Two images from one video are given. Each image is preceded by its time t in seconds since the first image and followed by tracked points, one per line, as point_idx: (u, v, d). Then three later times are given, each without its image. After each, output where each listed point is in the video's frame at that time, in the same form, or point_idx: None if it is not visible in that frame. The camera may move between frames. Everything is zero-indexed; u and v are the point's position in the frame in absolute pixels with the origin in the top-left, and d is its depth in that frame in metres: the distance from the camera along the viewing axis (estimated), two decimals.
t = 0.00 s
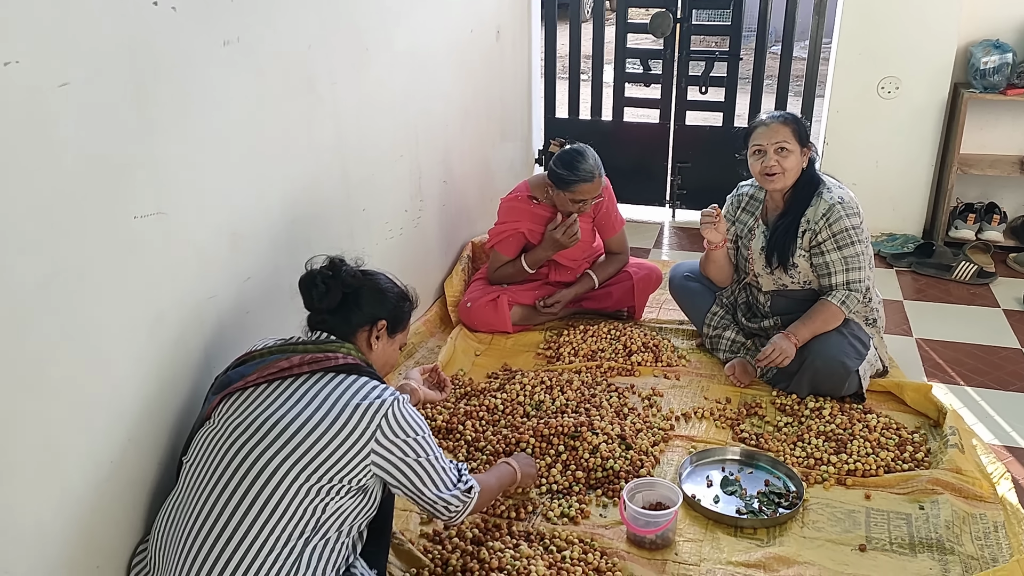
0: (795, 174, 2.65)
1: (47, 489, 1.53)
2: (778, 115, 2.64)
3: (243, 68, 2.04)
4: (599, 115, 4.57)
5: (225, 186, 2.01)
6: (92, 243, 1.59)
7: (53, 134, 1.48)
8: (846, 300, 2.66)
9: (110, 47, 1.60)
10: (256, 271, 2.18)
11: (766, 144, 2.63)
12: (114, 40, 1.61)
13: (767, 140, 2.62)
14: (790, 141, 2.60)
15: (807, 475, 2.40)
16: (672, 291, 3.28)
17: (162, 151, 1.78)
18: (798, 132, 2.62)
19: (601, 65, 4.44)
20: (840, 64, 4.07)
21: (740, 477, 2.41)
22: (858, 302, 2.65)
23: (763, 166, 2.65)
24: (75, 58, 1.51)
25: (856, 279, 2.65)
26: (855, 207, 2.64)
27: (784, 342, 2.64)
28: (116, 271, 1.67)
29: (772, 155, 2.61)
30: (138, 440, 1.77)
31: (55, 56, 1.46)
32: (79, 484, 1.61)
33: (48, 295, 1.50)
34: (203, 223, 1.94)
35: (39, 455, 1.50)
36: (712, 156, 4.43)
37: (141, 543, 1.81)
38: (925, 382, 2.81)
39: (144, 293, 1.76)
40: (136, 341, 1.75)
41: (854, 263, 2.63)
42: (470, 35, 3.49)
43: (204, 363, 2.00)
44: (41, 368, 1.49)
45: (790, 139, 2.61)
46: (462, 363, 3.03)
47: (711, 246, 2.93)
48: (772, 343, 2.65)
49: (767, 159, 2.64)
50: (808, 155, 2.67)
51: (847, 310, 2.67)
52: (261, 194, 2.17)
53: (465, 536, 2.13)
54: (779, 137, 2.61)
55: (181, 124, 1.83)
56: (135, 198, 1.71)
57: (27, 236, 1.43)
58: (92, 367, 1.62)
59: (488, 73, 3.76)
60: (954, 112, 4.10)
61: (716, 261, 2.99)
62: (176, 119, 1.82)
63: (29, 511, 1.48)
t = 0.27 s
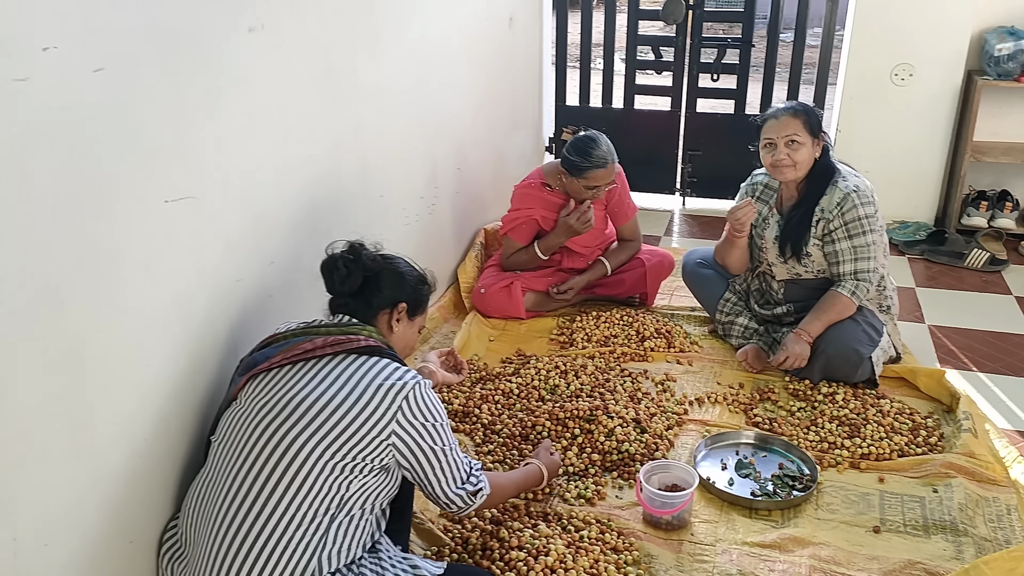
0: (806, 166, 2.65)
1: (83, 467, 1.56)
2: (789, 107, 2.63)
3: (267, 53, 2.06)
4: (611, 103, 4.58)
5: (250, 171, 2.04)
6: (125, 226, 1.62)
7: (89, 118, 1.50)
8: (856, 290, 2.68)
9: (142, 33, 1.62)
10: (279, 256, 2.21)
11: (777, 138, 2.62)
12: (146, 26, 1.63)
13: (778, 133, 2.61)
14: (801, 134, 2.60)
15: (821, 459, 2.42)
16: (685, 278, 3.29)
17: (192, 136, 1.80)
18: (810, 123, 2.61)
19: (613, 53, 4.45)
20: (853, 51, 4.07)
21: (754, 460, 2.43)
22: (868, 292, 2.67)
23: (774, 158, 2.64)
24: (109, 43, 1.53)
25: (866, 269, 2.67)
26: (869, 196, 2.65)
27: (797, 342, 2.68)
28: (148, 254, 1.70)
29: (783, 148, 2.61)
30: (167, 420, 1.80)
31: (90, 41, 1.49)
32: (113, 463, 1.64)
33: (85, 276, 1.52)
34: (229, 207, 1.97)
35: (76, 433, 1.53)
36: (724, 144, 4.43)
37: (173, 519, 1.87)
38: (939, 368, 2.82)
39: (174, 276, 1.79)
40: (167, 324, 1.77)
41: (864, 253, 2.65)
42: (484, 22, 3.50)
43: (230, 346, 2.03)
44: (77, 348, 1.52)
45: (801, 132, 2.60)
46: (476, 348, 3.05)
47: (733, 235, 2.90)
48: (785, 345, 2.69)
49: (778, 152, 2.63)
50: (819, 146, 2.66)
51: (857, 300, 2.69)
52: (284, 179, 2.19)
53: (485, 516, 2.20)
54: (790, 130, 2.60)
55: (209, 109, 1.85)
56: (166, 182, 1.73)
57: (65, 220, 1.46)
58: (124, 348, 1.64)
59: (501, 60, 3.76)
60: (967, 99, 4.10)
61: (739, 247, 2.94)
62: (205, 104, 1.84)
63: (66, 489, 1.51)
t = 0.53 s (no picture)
0: (804, 161, 2.66)
1: (115, 441, 1.60)
2: (783, 104, 2.62)
3: (289, 37, 2.08)
4: (621, 89, 4.59)
5: (273, 154, 2.07)
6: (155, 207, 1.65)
7: (121, 102, 1.53)
8: (863, 275, 2.70)
9: (171, 18, 1.65)
10: (299, 238, 2.24)
11: (772, 138, 2.64)
12: (175, 10, 1.66)
13: (772, 133, 2.63)
14: (794, 134, 2.60)
15: (831, 441, 2.44)
16: (695, 263, 3.31)
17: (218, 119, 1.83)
18: (804, 122, 2.60)
19: (623, 39, 4.45)
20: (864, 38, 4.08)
21: (765, 442, 2.45)
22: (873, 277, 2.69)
23: (771, 156, 2.68)
24: (141, 27, 1.56)
25: (871, 255, 2.69)
26: (873, 182, 2.65)
27: (803, 329, 2.72)
28: (176, 235, 1.73)
29: (778, 149, 2.63)
30: (193, 397, 1.84)
31: (122, 25, 1.51)
32: (143, 438, 1.68)
33: (117, 256, 1.56)
34: (253, 190, 2.00)
35: (108, 408, 1.58)
36: (733, 130, 4.44)
37: (200, 493, 1.93)
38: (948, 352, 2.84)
39: (201, 257, 1.82)
40: (194, 303, 1.81)
41: (869, 240, 2.67)
42: (496, 8, 3.52)
43: (252, 326, 2.07)
44: (110, 325, 1.55)
45: (795, 131, 2.60)
46: (489, 331, 3.09)
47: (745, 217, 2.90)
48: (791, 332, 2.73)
49: (774, 151, 2.66)
50: (818, 138, 2.65)
51: (864, 286, 2.71)
52: (305, 162, 2.22)
53: (500, 494, 2.24)
54: (783, 131, 2.61)
55: (234, 92, 1.88)
56: (194, 164, 1.76)
57: (99, 200, 1.49)
58: (154, 326, 1.68)
59: (513, 46, 3.78)
60: (977, 86, 4.10)
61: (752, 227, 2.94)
62: (230, 88, 1.86)
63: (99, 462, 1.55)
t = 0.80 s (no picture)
0: (812, 157, 2.69)
1: (138, 421, 1.64)
2: (790, 101, 2.64)
3: (308, 28, 2.12)
4: (632, 84, 4.61)
5: (291, 144, 2.11)
6: (177, 193, 1.69)
7: (144, 89, 1.56)
8: (869, 269, 2.72)
9: (194, 7, 1.68)
10: (316, 227, 2.28)
11: (779, 135, 2.67)
12: None
13: (779, 130, 2.66)
14: (800, 132, 2.63)
15: (839, 432, 2.47)
16: (705, 257, 3.34)
17: (238, 108, 1.87)
18: (810, 119, 2.62)
19: (635, 34, 4.48)
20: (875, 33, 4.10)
21: (774, 432, 2.48)
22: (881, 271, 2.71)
23: (778, 153, 2.71)
24: (165, 17, 1.60)
25: (879, 249, 2.71)
26: (881, 176, 2.67)
27: (812, 322, 2.74)
28: (198, 221, 1.77)
29: (784, 146, 2.67)
30: (212, 380, 1.88)
31: (148, 15, 1.55)
32: (164, 418, 1.72)
33: (142, 240, 1.60)
34: (271, 178, 2.04)
35: (132, 389, 1.61)
36: (744, 125, 4.47)
37: (218, 476, 1.97)
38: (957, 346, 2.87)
39: (220, 243, 1.86)
40: (214, 288, 1.85)
41: (877, 233, 2.69)
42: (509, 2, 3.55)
43: (269, 312, 2.11)
44: (134, 307, 1.60)
45: (801, 128, 2.63)
46: (501, 322, 3.13)
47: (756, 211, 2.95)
48: (800, 326, 2.75)
49: (780, 147, 2.69)
50: (825, 134, 2.67)
51: (872, 279, 2.73)
52: (322, 152, 2.26)
53: (512, 481, 2.28)
54: (789, 128, 2.63)
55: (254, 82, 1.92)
56: (215, 152, 1.80)
57: (125, 185, 1.53)
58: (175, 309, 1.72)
59: (525, 40, 3.81)
60: (989, 82, 4.12)
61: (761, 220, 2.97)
62: (249, 77, 1.90)
63: (122, 441, 1.59)
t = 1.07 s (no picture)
0: (828, 157, 2.70)
1: (160, 411, 1.66)
2: (805, 102, 2.65)
3: (328, 25, 2.14)
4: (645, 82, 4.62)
5: (311, 139, 2.13)
6: (199, 186, 1.71)
7: (167, 82, 1.57)
8: (885, 269, 2.73)
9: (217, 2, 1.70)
10: (334, 221, 2.30)
11: (795, 136, 2.67)
12: None
13: (794, 132, 2.66)
14: (815, 133, 2.64)
15: (853, 431, 2.48)
16: (719, 256, 3.35)
17: (259, 103, 1.89)
18: (826, 120, 2.63)
19: (649, 32, 4.49)
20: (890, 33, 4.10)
21: (788, 430, 2.49)
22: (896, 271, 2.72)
23: (794, 153, 2.72)
24: (189, 12, 1.62)
25: (895, 249, 2.72)
26: (897, 177, 2.68)
27: (828, 321, 2.75)
28: (218, 214, 1.79)
29: (800, 146, 2.68)
30: (230, 371, 1.90)
31: (172, 9, 1.57)
32: (185, 409, 1.75)
33: (165, 232, 1.61)
34: (291, 173, 2.06)
35: (154, 379, 1.63)
36: (757, 124, 4.47)
37: (236, 468, 1.99)
38: (971, 346, 2.87)
39: (241, 237, 1.88)
40: (234, 281, 1.87)
41: (893, 233, 2.70)
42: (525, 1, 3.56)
43: (287, 305, 2.13)
44: (157, 298, 1.62)
45: (816, 129, 2.64)
46: (516, 319, 3.15)
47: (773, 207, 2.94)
48: (816, 324, 2.76)
49: (796, 148, 2.70)
50: (841, 135, 2.68)
51: (888, 279, 2.74)
52: (341, 148, 2.28)
53: (527, 476, 2.29)
54: (805, 129, 2.64)
55: (275, 78, 1.94)
56: (236, 146, 1.82)
57: (149, 178, 1.55)
58: (196, 301, 1.74)
59: (541, 39, 3.83)
60: (1004, 83, 4.12)
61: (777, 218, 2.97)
62: (269, 72, 1.92)
63: (144, 430, 1.61)
